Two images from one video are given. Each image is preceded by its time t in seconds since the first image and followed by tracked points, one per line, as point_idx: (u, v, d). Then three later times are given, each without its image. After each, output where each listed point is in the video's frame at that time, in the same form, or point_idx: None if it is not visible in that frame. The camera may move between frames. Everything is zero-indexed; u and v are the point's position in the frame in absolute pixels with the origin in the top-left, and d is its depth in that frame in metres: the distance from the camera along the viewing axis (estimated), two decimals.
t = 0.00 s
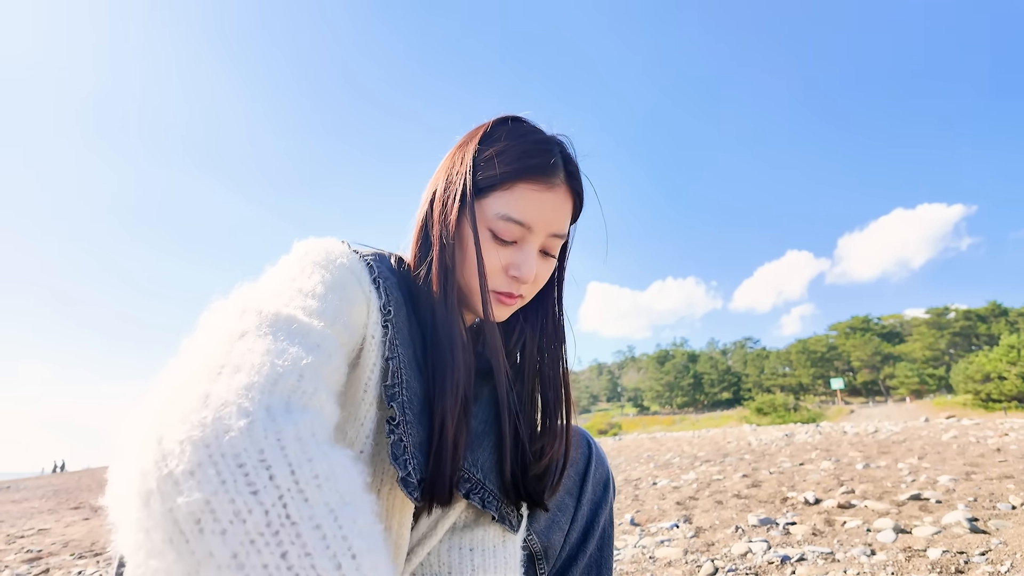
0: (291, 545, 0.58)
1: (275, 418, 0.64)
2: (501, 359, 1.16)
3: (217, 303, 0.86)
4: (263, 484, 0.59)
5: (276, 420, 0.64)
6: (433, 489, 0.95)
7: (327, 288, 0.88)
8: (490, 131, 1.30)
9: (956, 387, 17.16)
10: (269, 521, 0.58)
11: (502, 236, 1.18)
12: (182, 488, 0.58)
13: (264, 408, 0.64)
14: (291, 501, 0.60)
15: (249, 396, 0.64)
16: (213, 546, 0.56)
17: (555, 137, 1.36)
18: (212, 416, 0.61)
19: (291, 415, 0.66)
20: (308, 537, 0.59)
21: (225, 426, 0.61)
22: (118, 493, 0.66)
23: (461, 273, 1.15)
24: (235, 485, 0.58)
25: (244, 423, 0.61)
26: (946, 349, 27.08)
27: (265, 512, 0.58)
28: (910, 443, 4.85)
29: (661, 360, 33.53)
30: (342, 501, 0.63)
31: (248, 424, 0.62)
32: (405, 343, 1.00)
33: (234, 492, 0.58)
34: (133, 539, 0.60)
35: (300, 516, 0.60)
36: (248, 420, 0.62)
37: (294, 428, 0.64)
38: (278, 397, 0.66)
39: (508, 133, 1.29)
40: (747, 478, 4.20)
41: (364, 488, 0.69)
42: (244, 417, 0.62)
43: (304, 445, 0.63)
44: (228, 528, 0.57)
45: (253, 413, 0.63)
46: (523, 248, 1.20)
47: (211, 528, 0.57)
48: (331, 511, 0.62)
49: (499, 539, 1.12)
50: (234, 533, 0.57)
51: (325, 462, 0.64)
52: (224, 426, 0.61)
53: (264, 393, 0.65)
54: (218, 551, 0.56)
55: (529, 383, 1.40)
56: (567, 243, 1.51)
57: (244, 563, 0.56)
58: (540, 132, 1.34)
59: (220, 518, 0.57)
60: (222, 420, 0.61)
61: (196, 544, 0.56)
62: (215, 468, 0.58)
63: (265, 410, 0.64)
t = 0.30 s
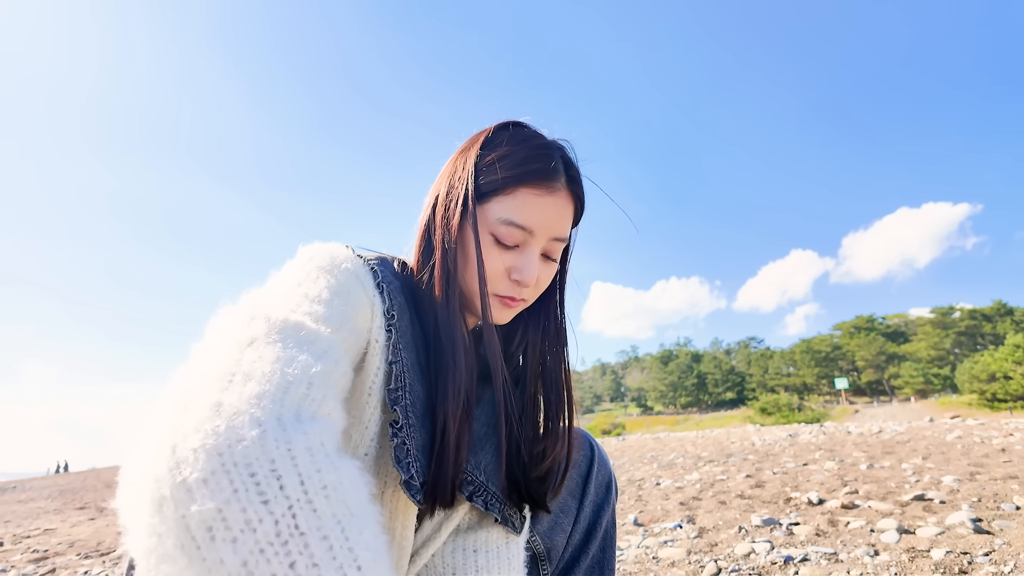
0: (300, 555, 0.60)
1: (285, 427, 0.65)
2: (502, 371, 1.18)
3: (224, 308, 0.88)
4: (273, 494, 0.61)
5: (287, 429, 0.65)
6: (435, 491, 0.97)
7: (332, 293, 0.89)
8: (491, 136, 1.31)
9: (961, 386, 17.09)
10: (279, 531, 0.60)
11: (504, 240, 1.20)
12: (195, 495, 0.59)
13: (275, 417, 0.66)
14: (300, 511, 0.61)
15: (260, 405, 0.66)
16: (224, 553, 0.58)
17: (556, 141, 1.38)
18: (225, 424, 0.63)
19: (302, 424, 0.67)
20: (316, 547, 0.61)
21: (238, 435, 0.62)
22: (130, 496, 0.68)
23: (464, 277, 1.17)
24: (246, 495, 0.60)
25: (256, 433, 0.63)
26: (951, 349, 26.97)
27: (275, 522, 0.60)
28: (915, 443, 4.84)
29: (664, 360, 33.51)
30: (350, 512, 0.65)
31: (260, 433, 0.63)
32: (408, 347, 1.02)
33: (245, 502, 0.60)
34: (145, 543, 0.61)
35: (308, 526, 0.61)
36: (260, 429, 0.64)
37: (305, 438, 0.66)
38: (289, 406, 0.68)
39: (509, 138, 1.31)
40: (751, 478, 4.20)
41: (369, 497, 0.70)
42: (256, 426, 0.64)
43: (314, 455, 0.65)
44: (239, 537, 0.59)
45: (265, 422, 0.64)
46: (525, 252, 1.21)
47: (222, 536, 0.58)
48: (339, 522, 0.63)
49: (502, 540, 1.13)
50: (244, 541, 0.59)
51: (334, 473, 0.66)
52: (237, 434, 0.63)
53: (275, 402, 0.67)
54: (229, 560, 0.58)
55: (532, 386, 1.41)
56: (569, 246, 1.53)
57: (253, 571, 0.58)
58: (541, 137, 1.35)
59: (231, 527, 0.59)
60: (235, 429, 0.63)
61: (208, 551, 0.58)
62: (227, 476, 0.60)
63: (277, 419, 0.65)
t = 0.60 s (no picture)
0: (316, 557, 0.61)
1: (298, 431, 0.67)
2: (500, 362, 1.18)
3: (231, 313, 0.89)
4: (288, 497, 0.62)
5: (300, 433, 0.67)
6: (437, 493, 0.99)
7: (337, 297, 0.91)
8: (493, 139, 1.33)
9: (965, 386, 17.04)
10: (295, 533, 0.62)
11: (507, 241, 1.21)
12: (212, 499, 0.61)
13: (288, 421, 0.67)
14: (314, 514, 0.63)
15: (273, 410, 0.67)
16: (241, 555, 0.60)
17: (558, 144, 1.39)
18: (240, 428, 0.65)
19: (314, 428, 0.69)
20: (331, 549, 0.62)
21: (253, 439, 0.64)
22: (143, 498, 0.70)
23: (467, 279, 1.18)
24: (263, 497, 0.62)
25: (270, 437, 0.65)
26: (956, 349, 26.87)
27: (291, 524, 0.62)
28: (918, 444, 4.84)
29: (667, 360, 33.49)
30: (362, 514, 0.67)
31: (274, 438, 0.65)
32: (411, 350, 1.03)
33: (262, 505, 0.61)
34: (162, 545, 0.63)
35: (322, 528, 0.63)
36: (274, 433, 0.65)
37: (318, 441, 0.67)
38: (300, 410, 0.70)
39: (511, 141, 1.32)
40: (754, 478, 4.21)
41: (379, 499, 0.72)
42: (270, 431, 0.65)
43: (326, 459, 0.67)
44: (256, 539, 0.60)
45: (279, 426, 0.66)
46: (528, 253, 1.22)
47: (239, 538, 0.60)
48: (351, 523, 0.65)
49: (504, 542, 1.14)
50: (261, 544, 0.60)
51: (346, 476, 0.67)
52: (252, 438, 0.64)
53: (287, 407, 0.68)
54: (247, 561, 0.59)
55: (534, 387, 1.43)
56: (571, 248, 1.54)
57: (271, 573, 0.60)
58: (542, 139, 1.36)
59: (248, 530, 0.60)
60: (250, 433, 0.64)
61: (225, 553, 0.60)
62: (243, 480, 0.62)
63: (290, 423, 0.67)
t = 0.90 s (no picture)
0: (326, 550, 0.61)
1: (303, 427, 0.67)
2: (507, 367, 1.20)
3: (232, 312, 0.89)
4: (296, 492, 0.63)
5: (304, 428, 0.67)
6: (438, 492, 0.99)
7: (338, 295, 0.91)
8: (492, 136, 1.32)
9: (970, 386, 16.96)
10: (304, 527, 0.62)
11: (507, 238, 1.21)
12: (219, 496, 0.61)
13: (292, 418, 0.67)
14: (323, 506, 0.63)
15: (277, 406, 0.67)
16: (251, 551, 0.59)
17: (557, 140, 1.39)
18: (244, 425, 0.65)
19: (317, 423, 0.69)
20: (340, 541, 0.62)
21: (257, 435, 0.64)
22: (148, 498, 0.70)
23: (468, 277, 1.18)
24: (270, 493, 0.62)
25: (275, 433, 0.65)
26: (961, 348, 26.75)
27: (300, 519, 0.62)
28: (922, 443, 4.82)
29: (671, 360, 33.43)
30: (369, 507, 0.67)
31: (279, 433, 0.65)
32: (411, 349, 1.03)
33: (269, 500, 0.61)
34: (169, 545, 0.63)
35: (331, 521, 0.63)
36: (279, 429, 0.65)
37: (322, 436, 0.68)
38: (304, 406, 0.70)
39: (510, 138, 1.32)
40: (757, 478, 4.21)
41: (385, 493, 0.72)
42: (275, 426, 0.65)
43: (332, 453, 0.67)
44: (264, 534, 0.60)
45: (283, 422, 0.66)
46: (528, 250, 1.22)
47: (248, 534, 0.60)
48: (359, 517, 0.65)
49: (504, 540, 1.14)
50: (271, 538, 0.60)
51: (352, 469, 0.68)
52: (256, 434, 0.64)
53: (291, 403, 0.69)
54: (257, 557, 0.59)
55: (535, 386, 1.43)
56: (571, 246, 1.54)
57: (281, 567, 0.59)
58: (541, 136, 1.36)
59: (257, 525, 0.60)
60: (254, 429, 0.64)
61: (235, 549, 0.59)
62: (249, 476, 0.62)
63: (294, 419, 0.67)
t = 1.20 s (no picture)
0: (323, 553, 0.62)
1: (303, 429, 0.67)
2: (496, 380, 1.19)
3: (236, 312, 0.90)
4: (294, 495, 0.63)
5: (304, 431, 0.67)
6: (439, 493, 0.99)
7: (340, 296, 0.91)
8: (496, 137, 1.33)
9: (974, 385, 16.89)
10: (301, 531, 0.62)
11: (510, 238, 1.21)
12: (218, 498, 0.61)
13: (292, 420, 0.68)
14: (320, 511, 0.63)
15: (277, 408, 0.68)
16: (248, 553, 0.60)
17: (560, 141, 1.39)
18: (244, 426, 0.65)
19: (317, 426, 0.69)
20: (337, 545, 0.63)
21: (257, 437, 0.64)
22: (149, 497, 0.70)
23: (471, 277, 1.18)
24: (268, 495, 0.62)
25: (275, 435, 0.65)
26: (965, 348, 26.66)
27: (297, 522, 0.62)
28: (926, 443, 4.81)
29: (673, 360, 33.39)
30: (367, 511, 0.67)
31: (279, 435, 0.65)
32: (413, 349, 1.04)
33: (267, 503, 0.62)
34: (168, 544, 0.64)
35: (329, 525, 0.63)
36: (278, 432, 0.66)
37: (322, 439, 0.68)
38: (304, 408, 0.70)
39: (514, 138, 1.32)
40: (760, 478, 4.20)
41: (384, 497, 0.73)
42: (275, 428, 0.66)
43: (331, 456, 0.67)
44: (262, 537, 0.61)
45: (283, 424, 0.67)
46: (531, 250, 1.23)
47: (245, 536, 0.60)
48: (357, 521, 0.65)
49: (506, 541, 1.15)
50: (268, 542, 0.61)
51: (351, 473, 0.68)
52: (256, 436, 0.65)
53: (291, 405, 0.69)
54: (254, 559, 0.60)
55: (537, 386, 1.43)
56: (574, 246, 1.54)
57: (278, 570, 0.60)
58: (544, 136, 1.36)
59: (255, 528, 0.61)
60: (254, 431, 0.65)
61: (232, 551, 0.60)
62: (248, 478, 0.62)
63: (294, 422, 0.68)
